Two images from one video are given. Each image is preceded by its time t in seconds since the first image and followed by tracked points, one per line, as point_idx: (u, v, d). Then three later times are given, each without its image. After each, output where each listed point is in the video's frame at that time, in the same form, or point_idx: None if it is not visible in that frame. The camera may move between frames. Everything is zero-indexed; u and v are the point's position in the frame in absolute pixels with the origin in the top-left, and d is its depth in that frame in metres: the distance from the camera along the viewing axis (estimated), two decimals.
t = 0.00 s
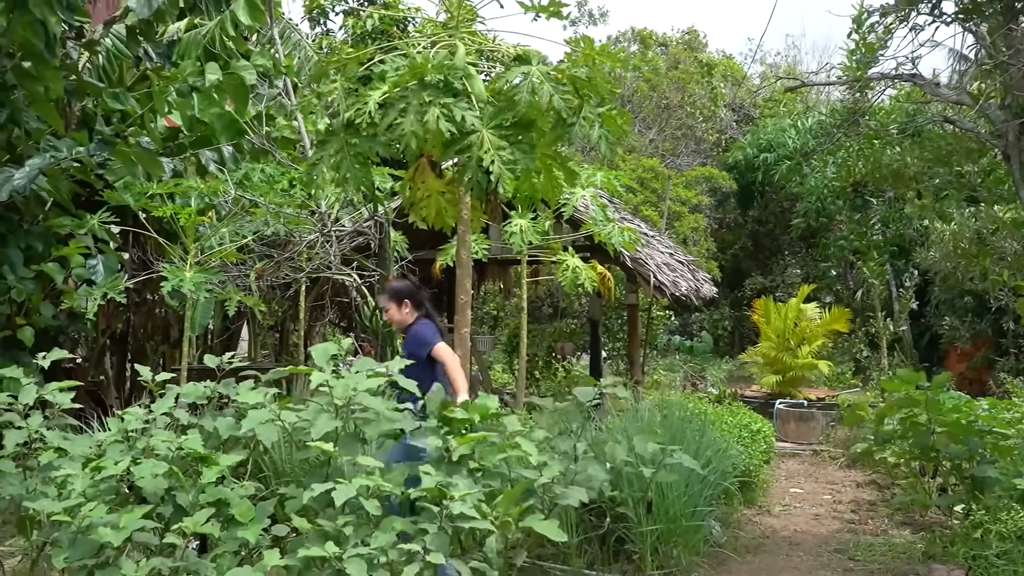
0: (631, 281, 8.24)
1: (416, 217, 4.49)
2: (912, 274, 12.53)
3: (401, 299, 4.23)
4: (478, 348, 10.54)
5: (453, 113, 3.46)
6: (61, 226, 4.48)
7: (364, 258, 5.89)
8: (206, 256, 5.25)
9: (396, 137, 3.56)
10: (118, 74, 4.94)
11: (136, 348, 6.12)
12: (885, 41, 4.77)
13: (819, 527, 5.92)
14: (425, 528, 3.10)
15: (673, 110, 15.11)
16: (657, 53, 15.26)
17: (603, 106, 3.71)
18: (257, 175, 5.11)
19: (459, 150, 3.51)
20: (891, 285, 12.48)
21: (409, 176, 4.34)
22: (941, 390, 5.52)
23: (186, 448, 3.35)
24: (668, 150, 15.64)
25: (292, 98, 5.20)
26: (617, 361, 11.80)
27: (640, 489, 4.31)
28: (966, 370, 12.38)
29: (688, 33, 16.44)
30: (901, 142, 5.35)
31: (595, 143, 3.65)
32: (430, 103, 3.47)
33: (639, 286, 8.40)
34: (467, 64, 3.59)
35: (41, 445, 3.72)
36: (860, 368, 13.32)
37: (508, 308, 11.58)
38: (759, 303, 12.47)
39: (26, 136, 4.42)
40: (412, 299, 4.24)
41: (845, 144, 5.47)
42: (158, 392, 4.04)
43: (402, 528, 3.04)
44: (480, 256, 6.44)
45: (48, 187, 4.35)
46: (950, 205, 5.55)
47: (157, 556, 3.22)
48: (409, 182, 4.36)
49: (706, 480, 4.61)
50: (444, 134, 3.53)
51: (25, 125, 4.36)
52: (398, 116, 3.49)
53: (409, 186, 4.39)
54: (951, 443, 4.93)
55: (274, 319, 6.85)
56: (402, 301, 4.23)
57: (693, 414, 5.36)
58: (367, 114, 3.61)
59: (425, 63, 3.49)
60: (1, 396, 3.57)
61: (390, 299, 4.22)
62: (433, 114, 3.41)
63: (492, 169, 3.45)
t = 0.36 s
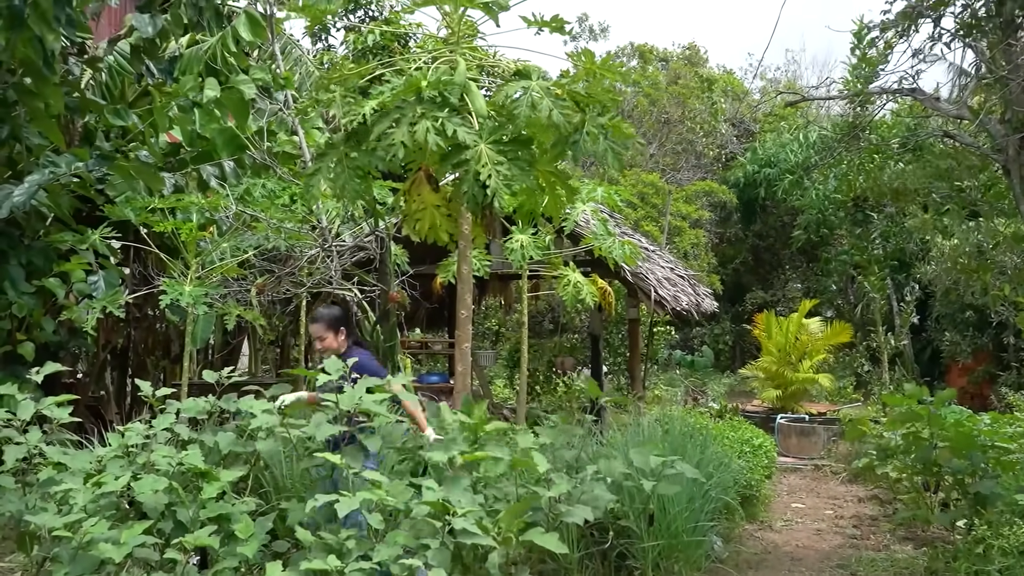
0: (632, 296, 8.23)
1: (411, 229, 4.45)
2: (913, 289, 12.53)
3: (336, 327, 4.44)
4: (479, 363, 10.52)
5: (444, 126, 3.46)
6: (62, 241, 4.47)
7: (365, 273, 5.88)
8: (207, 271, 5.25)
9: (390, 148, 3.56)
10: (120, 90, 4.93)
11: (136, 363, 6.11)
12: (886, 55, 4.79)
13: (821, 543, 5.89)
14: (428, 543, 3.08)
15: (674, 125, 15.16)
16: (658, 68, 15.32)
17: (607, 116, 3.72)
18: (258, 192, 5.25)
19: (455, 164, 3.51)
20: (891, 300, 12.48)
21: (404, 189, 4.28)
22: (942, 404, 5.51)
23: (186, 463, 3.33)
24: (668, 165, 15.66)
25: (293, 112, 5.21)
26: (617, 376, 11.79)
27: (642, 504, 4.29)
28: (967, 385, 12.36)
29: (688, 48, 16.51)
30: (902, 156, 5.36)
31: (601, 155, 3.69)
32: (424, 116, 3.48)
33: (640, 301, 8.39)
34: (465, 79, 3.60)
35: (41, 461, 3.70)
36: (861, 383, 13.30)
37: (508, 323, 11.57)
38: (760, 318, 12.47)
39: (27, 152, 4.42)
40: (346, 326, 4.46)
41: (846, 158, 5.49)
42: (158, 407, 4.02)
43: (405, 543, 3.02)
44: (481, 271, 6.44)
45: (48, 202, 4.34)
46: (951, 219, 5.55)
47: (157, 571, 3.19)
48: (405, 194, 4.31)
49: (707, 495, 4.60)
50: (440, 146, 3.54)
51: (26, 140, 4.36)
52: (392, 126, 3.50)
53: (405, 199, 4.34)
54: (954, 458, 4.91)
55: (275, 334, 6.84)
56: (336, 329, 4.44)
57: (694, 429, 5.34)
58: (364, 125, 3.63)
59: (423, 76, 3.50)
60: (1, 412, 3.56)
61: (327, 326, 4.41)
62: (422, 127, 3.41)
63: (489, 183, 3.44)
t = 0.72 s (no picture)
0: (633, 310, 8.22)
1: (411, 244, 4.43)
2: (914, 303, 12.53)
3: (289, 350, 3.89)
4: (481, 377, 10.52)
5: (446, 135, 3.46)
6: (64, 257, 4.52)
7: (366, 287, 5.87)
8: (208, 286, 5.25)
9: (390, 158, 3.56)
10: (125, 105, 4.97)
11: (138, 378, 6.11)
12: (886, 70, 4.80)
13: (823, 558, 5.87)
14: (426, 558, 3.06)
15: (675, 139, 15.21)
16: (659, 83, 15.41)
17: (606, 134, 3.70)
18: (261, 206, 5.28)
19: (455, 177, 3.51)
20: (892, 314, 12.48)
21: (404, 204, 4.27)
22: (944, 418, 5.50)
23: (186, 479, 3.32)
24: (669, 179, 15.47)
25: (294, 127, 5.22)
26: (619, 390, 11.78)
27: (643, 519, 4.26)
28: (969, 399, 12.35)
29: (689, 63, 16.60)
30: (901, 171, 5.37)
31: (599, 171, 3.67)
32: (425, 124, 3.46)
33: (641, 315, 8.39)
34: (466, 92, 3.60)
35: (41, 476, 3.69)
36: (862, 397, 13.28)
37: (510, 337, 11.58)
38: (762, 332, 12.46)
39: (29, 168, 4.45)
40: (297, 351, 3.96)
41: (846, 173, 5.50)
42: (159, 422, 4.01)
43: (404, 559, 2.99)
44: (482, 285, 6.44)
45: (49, 219, 4.36)
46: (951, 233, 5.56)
47: None
48: (405, 209, 4.28)
49: (707, 511, 4.58)
50: (440, 155, 3.54)
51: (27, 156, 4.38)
52: (391, 135, 3.49)
53: (404, 214, 4.31)
54: (956, 472, 4.91)
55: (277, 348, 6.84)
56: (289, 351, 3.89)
57: (696, 443, 5.34)
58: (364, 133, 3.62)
59: (424, 86, 3.50)
60: (1, 426, 3.56)
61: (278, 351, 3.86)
62: (424, 133, 3.40)
63: (488, 195, 3.44)
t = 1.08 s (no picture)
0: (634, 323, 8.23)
1: (413, 257, 4.43)
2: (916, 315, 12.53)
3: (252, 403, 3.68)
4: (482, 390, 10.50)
5: (447, 144, 3.48)
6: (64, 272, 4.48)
7: (367, 301, 5.87)
8: (210, 299, 5.24)
9: (392, 169, 3.58)
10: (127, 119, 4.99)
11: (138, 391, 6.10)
12: (885, 83, 4.82)
13: (826, 572, 5.85)
14: (429, 571, 3.04)
15: (676, 152, 15.26)
16: (660, 96, 15.46)
17: (607, 145, 3.75)
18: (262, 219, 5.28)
19: (458, 190, 3.52)
20: (894, 326, 12.47)
21: (406, 217, 4.26)
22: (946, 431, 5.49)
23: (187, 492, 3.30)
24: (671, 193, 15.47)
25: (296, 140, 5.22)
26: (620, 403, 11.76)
27: (646, 533, 4.24)
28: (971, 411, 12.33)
29: (691, 76, 16.67)
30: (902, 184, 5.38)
31: (599, 183, 3.71)
32: (426, 135, 3.48)
33: (642, 328, 8.38)
34: (467, 104, 3.61)
35: (40, 491, 3.68)
36: (864, 409, 13.25)
37: (512, 349, 11.57)
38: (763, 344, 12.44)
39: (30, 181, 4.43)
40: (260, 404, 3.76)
41: (846, 186, 5.51)
42: (159, 437, 4.00)
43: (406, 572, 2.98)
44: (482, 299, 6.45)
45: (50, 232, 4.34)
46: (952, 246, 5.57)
47: None
48: (407, 222, 4.27)
49: (710, 526, 4.55)
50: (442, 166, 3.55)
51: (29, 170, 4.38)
52: (392, 145, 3.50)
53: (406, 227, 4.30)
54: (959, 486, 4.90)
55: (278, 361, 6.83)
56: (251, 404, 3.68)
57: (698, 457, 5.32)
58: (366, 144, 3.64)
59: (423, 100, 3.54)
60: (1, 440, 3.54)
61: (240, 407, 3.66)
62: (425, 142, 3.41)
63: (492, 208, 3.46)
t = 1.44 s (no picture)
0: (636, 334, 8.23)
1: (416, 269, 4.44)
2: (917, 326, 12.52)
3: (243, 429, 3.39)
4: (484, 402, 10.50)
5: (449, 157, 3.46)
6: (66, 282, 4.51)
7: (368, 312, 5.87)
8: (211, 311, 5.23)
9: (394, 180, 3.57)
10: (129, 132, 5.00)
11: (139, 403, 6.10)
12: (885, 95, 4.83)
13: None
14: None
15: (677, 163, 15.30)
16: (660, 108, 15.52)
17: (609, 156, 3.76)
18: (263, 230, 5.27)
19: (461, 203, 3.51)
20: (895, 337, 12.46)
21: (409, 229, 4.26)
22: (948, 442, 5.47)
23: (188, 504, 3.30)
24: (671, 204, 15.52)
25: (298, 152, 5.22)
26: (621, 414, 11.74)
27: (649, 545, 4.21)
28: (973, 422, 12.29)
29: (692, 88, 16.73)
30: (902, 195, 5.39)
31: (601, 194, 3.72)
32: (428, 148, 3.47)
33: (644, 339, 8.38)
34: (469, 117, 3.62)
35: (41, 503, 3.67)
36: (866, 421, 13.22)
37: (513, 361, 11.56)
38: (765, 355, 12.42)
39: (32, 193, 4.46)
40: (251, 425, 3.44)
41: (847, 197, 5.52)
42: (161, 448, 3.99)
43: None
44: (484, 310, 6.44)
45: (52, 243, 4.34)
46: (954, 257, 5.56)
47: None
48: (409, 234, 4.28)
49: (713, 538, 4.54)
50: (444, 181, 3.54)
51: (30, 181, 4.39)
52: (394, 157, 3.49)
53: (409, 239, 4.32)
54: (960, 497, 4.88)
55: (279, 373, 6.83)
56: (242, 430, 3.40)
57: (700, 468, 5.30)
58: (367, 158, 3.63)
59: (427, 111, 3.50)
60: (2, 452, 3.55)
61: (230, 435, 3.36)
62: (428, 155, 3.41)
63: (494, 222, 3.44)
